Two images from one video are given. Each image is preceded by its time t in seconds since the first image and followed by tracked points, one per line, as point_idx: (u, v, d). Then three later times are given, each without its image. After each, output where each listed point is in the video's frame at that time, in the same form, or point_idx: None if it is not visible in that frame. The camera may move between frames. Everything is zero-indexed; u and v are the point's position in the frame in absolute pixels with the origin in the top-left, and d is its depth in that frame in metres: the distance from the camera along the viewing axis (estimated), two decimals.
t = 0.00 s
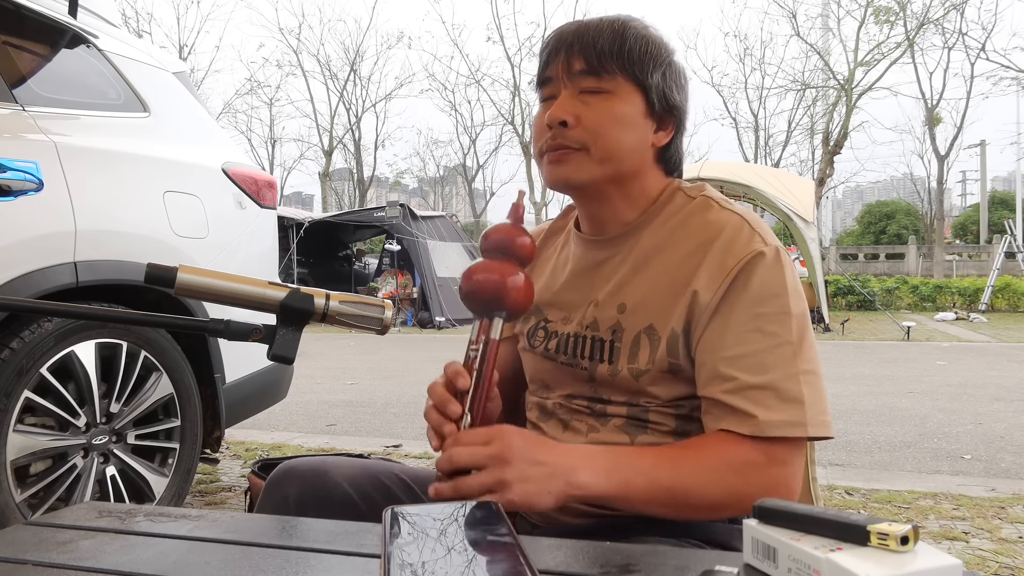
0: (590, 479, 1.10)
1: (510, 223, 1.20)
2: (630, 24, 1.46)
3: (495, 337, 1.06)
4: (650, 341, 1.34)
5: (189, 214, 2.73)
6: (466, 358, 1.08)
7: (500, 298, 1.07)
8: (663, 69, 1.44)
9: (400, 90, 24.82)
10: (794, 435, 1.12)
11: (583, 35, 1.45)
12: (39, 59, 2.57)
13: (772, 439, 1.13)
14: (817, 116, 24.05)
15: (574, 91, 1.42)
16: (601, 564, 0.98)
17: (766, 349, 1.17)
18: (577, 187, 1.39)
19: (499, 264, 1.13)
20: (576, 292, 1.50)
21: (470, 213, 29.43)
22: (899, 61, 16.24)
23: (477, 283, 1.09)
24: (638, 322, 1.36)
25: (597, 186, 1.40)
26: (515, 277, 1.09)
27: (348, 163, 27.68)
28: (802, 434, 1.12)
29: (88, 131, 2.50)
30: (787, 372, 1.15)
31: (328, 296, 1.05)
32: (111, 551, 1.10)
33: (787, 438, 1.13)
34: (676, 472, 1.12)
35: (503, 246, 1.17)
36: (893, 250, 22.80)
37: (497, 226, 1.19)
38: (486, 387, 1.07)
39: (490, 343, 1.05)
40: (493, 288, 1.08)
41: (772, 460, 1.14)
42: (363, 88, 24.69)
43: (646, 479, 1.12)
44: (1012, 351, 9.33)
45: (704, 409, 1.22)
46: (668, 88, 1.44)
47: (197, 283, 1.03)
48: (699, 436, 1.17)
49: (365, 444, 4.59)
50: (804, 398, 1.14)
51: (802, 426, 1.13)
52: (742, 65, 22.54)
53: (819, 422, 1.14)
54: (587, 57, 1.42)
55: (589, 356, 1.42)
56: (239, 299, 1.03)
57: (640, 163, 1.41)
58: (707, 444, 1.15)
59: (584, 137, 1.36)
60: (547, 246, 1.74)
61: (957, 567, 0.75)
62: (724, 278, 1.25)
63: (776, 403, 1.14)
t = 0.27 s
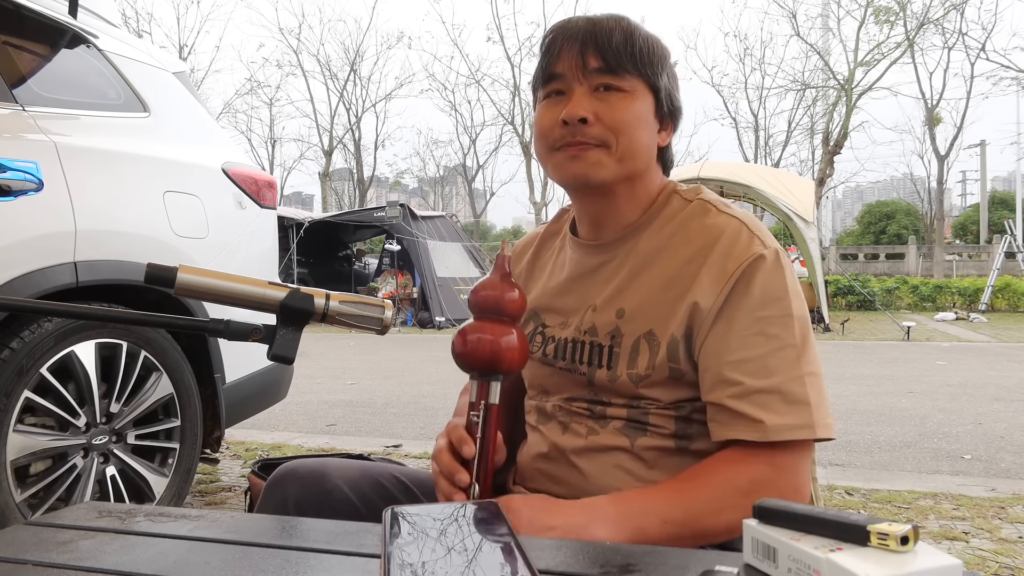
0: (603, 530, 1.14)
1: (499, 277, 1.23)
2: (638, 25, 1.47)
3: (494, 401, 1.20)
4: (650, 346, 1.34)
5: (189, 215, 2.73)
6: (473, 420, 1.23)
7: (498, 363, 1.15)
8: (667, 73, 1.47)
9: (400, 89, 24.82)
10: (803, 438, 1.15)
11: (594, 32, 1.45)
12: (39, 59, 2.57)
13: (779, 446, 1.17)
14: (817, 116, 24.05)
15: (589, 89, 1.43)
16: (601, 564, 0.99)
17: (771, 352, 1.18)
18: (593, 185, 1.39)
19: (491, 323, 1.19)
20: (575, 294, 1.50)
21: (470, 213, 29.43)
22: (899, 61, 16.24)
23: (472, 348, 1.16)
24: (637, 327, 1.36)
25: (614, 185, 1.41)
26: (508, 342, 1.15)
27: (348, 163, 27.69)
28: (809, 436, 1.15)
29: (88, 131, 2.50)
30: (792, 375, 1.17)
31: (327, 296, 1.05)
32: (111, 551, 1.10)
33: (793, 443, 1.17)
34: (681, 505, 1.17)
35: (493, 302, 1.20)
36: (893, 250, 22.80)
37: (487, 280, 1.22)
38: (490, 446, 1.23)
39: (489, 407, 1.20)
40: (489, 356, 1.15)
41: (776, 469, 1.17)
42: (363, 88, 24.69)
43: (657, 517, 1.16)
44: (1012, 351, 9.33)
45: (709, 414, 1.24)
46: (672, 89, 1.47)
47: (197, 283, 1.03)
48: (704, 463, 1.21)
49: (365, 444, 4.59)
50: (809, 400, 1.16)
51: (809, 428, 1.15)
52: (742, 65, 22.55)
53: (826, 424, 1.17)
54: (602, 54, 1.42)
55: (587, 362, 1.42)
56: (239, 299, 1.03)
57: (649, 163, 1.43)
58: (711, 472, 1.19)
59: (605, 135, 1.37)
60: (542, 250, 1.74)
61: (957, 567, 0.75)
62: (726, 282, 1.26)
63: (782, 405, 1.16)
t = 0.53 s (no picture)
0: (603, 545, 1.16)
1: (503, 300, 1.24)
2: (637, 27, 1.46)
3: (497, 423, 1.24)
4: (653, 352, 1.34)
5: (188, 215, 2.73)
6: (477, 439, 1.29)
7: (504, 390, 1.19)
8: (668, 75, 1.47)
9: (400, 89, 24.83)
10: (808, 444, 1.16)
11: (595, 38, 1.44)
12: (39, 59, 2.57)
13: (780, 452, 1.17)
14: (817, 116, 24.06)
15: (593, 97, 1.42)
16: (601, 564, 0.99)
17: (775, 359, 1.19)
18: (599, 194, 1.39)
19: (495, 345, 1.20)
20: (577, 299, 1.50)
21: (470, 213, 29.44)
22: (899, 61, 16.25)
23: (477, 370, 1.17)
24: (640, 333, 1.36)
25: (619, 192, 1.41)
26: (512, 366, 1.17)
27: (348, 163, 27.69)
28: (814, 442, 1.15)
29: (88, 132, 2.49)
30: (796, 382, 1.17)
31: (328, 296, 1.05)
32: (111, 551, 1.10)
33: (796, 449, 1.17)
34: (682, 516, 1.17)
35: (499, 324, 1.22)
36: (893, 250, 22.80)
37: (491, 304, 1.24)
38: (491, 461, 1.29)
39: (492, 428, 1.26)
40: (492, 378, 1.17)
41: (775, 476, 1.17)
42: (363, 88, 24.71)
43: (657, 529, 1.17)
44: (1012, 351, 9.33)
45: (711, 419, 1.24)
46: (674, 92, 1.47)
47: (197, 282, 1.03)
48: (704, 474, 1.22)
49: (365, 444, 4.60)
50: (814, 406, 1.17)
51: (814, 434, 1.16)
52: (742, 65, 22.57)
53: (830, 429, 1.17)
54: (605, 63, 1.41)
55: (590, 367, 1.42)
56: (239, 299, 1.03)
57: (652, 169, 1.43)
58: (709, 481, 1.20)
59: (612, 145, 1.37)
60: (542, 252, 1.74)
61: (957, 567, 0.75)
62: (729, 289, 1.25)
63: (788, 412, 1.16)
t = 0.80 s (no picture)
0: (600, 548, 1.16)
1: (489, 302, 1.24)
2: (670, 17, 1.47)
3: (488, 427, 1.24)
4: (649, 341, 1.34)
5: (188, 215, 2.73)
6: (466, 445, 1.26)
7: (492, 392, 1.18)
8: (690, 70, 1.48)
9: (400, 89, 24.85)
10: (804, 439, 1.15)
11: (631, 15, 1.44)
12: (39, 59, 2.57)
13: (775, 448, 1.17)
14: (817, 116, 24.06)
15: (617, 70, 1.42)
16: (601, 564, 0.98)
17: (775, 353, 1.18)
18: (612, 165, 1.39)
19: (482, 350, 1.21)
20: (574, 283, 1.50)
21: (470, 213, 29.44)
22: (899, 61, 16.26)
23: (465, 373, 1.18)
24: (637, 323, 1.36)
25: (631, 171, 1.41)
26: (500, 370, 1.18)
27: (348, 163, 27.69)
28: (811, 437, 1.15)
29: (88, 132, 2.49)
30: (795, 377, 1.17)
31: (328, 296, 1.05)
32: (111, 551, 1.10)
33: (791, 445, 1.17)
34: (678, 515, 1.18)
35: (485, 328, 1.22)
36: (893, 250, 22.81)
37: (477, 307, 1.24)
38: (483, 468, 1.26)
39: (482, 433, 1.24)
40: (480, 383, 1.17)
41: (769, 472, 1.17)
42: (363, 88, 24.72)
43: (652, 529, 1.17)
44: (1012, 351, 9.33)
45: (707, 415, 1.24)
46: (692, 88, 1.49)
47: (197, 282, 1.03)
48: (698, 473, 1.22)
49: (365, 444, 4.60)
50: (812, 401, 1.17)
51: (810, 429, 1.15)
52: (742, 65, 22.59)
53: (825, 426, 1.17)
54: (636, 40, 1.42)
55: (584, 355, 1.42)
56: (239, 299, 1.03)
57: (661, 156, 1.43)
58: (704, 480, 1.19)
59: (628, 116, 1.37)
60: (536, 242, 1.73)
61: (956, 567, 0.75)
62: (731, 281, 1.26)
63: (785, 406, 1.16)
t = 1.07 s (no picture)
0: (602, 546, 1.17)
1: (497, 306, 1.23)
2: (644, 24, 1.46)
3: (494, 431, 1.24)
4: (650, 355, 1.33)
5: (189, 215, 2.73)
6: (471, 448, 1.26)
7: (499, 395, 1.18)
8: (671, 75, 1.46)
9: (400, 89, 24.86)
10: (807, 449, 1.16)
11: (604, 30, 1.43)
12: (39, 59, 2.57)
13: (779, 455, 1.16)
14: (817, 116, 24.05)
15: (598, 90, 1.41)
16: (601, 564, 0.98)
17: (775, 363, 1.18)
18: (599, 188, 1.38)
19: (491, 352, 1.20)
20: (572, 299, 1.49)
21: (470, 213, 29.44)
22: (899, 61, 16.26)
23: (473, 377, 1.18)
24: (637, 336, 1.35)
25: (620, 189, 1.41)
26: (507, 374, 1.18)
27: (348, 163, 27.69)
28: (814, 446, 1.15)
29: (88, 132, 2.49)
30: (797, 386, 1.17)
31: (328, 296, 1.05)
32: (111, 551, 1.10)
33: (793, 454, 1.17)
34: (683, 519, 1.17)
35: (494, 332, 1.21)
36: (893, 250, 22.80)
37: (485, 309, 1.23)
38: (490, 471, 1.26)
39: (489, 436, 1.25)
40: (489, 387, 1.17)
41: (774, 478, 1.17)
42: (363, 87, 24.69)
43: (656, 532, 1.17)
44: (1013, 351, 9.32)
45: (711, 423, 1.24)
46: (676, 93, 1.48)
47: (197, 282, 1.03)
48: (704, 478, 1.21)
49: (365, 444, 4.60)
50: (814, 411, 1.17)
51: (814, 439, 1.16)
52: (742, 65, 22.58)
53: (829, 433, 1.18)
54: (614, 56, 1.40)
55: (586, 369, 1.42)
56: (238, 299, 1.03)
57: (651, 168, 1.43)
58: (709, 486, 1.19)
59: (615, 136, 1.36)
60: (535, 252, 1.73)
61: (957, 567, 0.74)
62: (729, 292, 1.25)
63: (788, 417, 1.16)
